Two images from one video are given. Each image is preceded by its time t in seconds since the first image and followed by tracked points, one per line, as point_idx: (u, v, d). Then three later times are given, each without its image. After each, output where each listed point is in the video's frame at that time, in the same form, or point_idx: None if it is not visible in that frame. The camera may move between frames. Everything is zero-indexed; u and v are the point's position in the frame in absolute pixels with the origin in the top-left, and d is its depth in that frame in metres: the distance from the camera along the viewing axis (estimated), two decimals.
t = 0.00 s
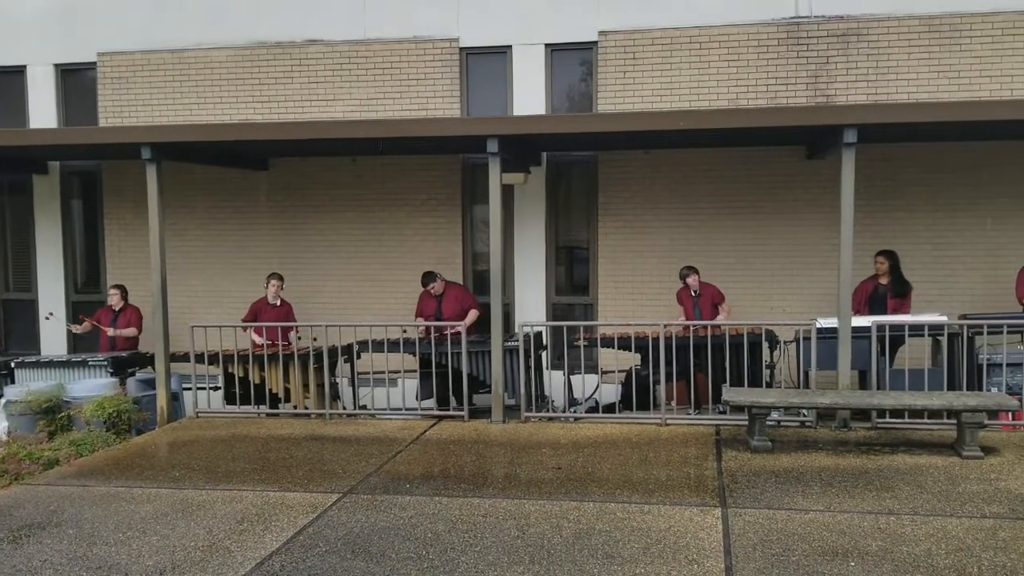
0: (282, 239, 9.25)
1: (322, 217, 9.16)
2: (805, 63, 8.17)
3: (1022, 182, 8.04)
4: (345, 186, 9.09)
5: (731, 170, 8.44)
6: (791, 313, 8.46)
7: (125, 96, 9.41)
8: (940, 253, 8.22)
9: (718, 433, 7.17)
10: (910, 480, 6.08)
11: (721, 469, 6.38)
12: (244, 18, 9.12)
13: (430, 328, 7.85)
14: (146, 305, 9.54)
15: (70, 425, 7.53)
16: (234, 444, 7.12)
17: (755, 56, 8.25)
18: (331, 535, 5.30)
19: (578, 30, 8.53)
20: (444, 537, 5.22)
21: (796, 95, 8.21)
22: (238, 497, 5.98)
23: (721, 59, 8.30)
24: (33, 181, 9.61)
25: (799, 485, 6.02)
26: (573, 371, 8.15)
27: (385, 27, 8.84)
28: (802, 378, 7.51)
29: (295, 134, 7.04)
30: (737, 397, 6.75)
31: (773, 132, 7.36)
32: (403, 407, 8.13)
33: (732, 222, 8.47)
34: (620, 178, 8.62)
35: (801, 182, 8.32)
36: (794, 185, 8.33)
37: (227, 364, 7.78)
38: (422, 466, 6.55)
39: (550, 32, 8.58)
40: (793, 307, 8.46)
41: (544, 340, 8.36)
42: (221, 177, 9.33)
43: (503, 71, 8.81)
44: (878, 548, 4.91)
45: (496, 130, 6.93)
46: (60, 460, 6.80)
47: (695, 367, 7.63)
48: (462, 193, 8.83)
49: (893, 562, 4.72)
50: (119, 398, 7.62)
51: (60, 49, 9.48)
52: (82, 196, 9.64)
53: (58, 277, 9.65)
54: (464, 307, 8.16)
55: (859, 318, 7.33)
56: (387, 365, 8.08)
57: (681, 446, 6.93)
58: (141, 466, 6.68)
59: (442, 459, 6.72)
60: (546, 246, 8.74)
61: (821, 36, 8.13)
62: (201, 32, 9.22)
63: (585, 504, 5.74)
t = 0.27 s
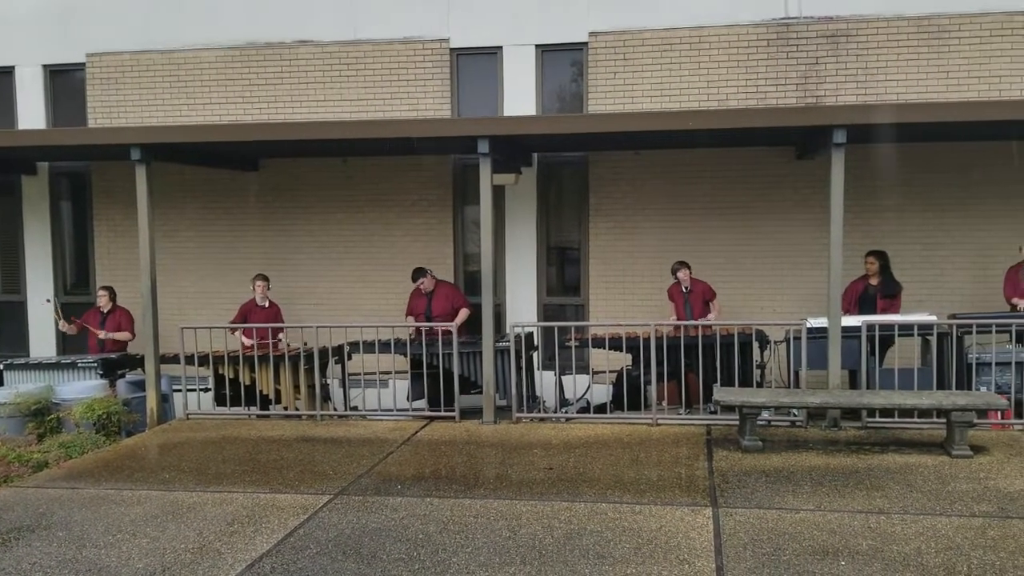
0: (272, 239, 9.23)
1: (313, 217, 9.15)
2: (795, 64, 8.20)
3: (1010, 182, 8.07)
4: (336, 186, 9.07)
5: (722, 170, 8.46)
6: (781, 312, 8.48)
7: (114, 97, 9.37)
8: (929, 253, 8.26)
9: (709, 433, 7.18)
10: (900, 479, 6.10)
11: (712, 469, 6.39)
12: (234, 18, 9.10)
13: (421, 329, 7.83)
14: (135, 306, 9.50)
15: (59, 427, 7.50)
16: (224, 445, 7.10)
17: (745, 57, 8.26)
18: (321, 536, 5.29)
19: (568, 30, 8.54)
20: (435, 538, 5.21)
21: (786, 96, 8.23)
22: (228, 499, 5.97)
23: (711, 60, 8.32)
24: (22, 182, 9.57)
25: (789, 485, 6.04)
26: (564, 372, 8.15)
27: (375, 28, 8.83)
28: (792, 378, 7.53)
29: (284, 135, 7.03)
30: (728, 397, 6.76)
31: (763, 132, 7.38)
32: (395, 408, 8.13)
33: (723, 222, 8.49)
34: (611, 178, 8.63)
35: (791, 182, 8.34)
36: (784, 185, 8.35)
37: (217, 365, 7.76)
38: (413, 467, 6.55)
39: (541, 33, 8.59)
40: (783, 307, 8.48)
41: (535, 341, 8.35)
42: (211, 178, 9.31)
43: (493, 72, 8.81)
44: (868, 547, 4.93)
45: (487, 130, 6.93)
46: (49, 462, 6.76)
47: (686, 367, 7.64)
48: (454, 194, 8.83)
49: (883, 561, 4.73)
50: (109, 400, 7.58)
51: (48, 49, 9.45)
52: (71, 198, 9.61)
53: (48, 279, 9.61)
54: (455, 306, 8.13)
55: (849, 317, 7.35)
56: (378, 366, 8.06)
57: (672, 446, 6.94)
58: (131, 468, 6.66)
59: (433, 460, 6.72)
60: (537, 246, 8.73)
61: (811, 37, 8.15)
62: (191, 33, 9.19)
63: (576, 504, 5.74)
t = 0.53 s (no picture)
0: (253, 240, 9.18)
1: (293, 218, 9.11)
2: (774, 64, 8.24)
3: (987, 182, 8.15)
4: (316, 187, 9.04)
5: (703, 170, 8.49)
6: (761, 312, 8.52)
7: (91, 97, 9.29)
8: (907, 253, 8.33)
9: (690, 432, 7.21)
10: (879, 478, 6.15)
11: (693, 468, 6.42)
12: (212, 18, 9.04)
13: (402, 329, 7.81)
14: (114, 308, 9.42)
15: (36, 429, 7.42)
16: (204, 448, 7.06)
17: (724, 58, 8.31)
18: (302, 539, 5.27)
19: (549, 30, 8.55)
20: (417, 540, 5.20)
21: (765, 96, 8.27)
22: (208, 502, 5.93)
23: (692, 61, 8.35)
24: None
25: (769, 483, 6.07)
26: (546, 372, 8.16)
27: (355, 27, 8.81)
28: (772, 377, 7.57)
29: (264, 135, 6.99)
30: (708, 396, 6.79)
31: (743, 133, 7.42)
32: (376, 409, 8.11)
33: (703, 222, 8.52)
34: (592, 179, 8.65)
35: (771, 183, 8.39)
36: (764, 185, 8.40)
37: (196, 367, 7.71)
38: (395, 468, 6.53)
39: (521, 33, 8.59)
40: (763, 306, 8.52)
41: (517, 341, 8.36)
42: (190, 178, 9.25)
43: (474, 72, 8.81)
44: (847, 545, 4.96)
45: (467, 130, 6.93)
46: (26, 466, 6.69)
47: (667, 366, 7.66)
48: (435, 194, 8.81)
49: (862, 559, 4.76)
50: (86, 403, 7.51)
51: (24, 49, 9.37)
52: (48, 198, 9.52)
53: (25, 280, 9.52)
54: (438, 305, 8.09)
55: (828, 317, 7.39)
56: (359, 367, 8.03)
57: (653, 445, 6.96)
58: (109, 471, 6.61)
59: (415, 461, 6.70)
60: (519, 246, 8.73)
61: (790, 38, 8.20)
62: (169, 32, 9.13)
63: (557, 504, 5.75)
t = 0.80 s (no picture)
0: (233, 241, 9.14)
1: (275, 219, 9.07)
2: (755, 66, 8.29)
3: (965, 183, 8.22)
4: (297, 188, 9.01)
5: (684, 171, 8.52)
6: (742, 313, 8.56)
7: (70, 97, 9.22)
8: (886, 253, 8.39)
9: (672, 433, 7.23)
10: (858, 477, 6.19)
11: (675, 468, 6.44)
12: (192, 17, 8.99)
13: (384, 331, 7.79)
14: (93, 309, 9.35)
15: (13, 432, 7.38)
16: (184, 450, 7.02)
17: (705, 59, 8.34)
18: (283, 541, 5.24)
19: (530, 31, 8.56)
20: (399, 541, 5.19)
21: (746, 98, 8.32)
22: (188, 504, 5.89)
23: (673, 62, 8.38)
24: None
25: (749, 483, 6.10)
26: (528, 373, 8.16)
27: (336, 28, 8.78)
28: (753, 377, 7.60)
29: (244, 135, 6.96)
30: (690, 396, 6.81)
31: (724, 134, 7.45)
32: (357, 410, 8.08)
33: (685, 223, 8.55)
34: (573, 180, 8.66)
35: (751, 184, 8.43)
36: (745, 186, 8.44)
37: (176, 369, 7.66)
38: (376, 470, 6.52)
39: (504, 34, 8.59)
40: (744, 307, 8.56)
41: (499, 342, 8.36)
42: (170, 179, 9.19)
43: (456, 72, 8.80)
44: (828, 544, 4.99)
45: (448, 131, 6.92)
46: (3, 468, 6.64)
47: (649, 367, 7.69)
48: (417, 195, 8.80)
49: (842, 558, 4.79)
50: (65, 405, 7.46)
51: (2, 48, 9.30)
52: (27, 199, 9.44)
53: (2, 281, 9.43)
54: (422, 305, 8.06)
55: (808, 317, 7.43)
56: (341, 368, 8.01)
57: (635, 446, 6.97)
58: (88, 474, 6.55)
59: (396, 462, 6.68)
60: (501, 247, 8.73)
61: (771, 40, 8.25)
62: (148, 32, 9.07)
63: (540, 505, 5.75)
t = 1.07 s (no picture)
0: (217, 242, 9.09)
1: (258, 220, 9.03)
2: (738, 68, 8.32)
3: (946, 185, 8.29)
4: (281, 189, 8.97)
5: (668, 173, 8.55)
6: (726, 313, 8.59)
7: (51, 97, 9.16)
8: (868, 254, 8.45)
9: (656, 433, 7.25)
10: (841, 476, 6.22)
11: (659, 468, 6.46)
12: (175, 17, 8.95)
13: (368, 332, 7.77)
14: (74, 311, 9.28)
15: None
16: (166, 452, 6.98)
17: (689, 61, 8.37)
18: (266, 544, 5.22)
19: (515, 33, 8.56)
20: (383, 543, 5.18)
21: (729, 99, 8.35)
22: (170, 507, 5.86)
23: (657, 64, 8.41)
24: None
25: (733, 483, 6.12)
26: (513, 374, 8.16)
27: (320, 28, 8.75)
28: (736, 378, 7.64)
29: (226, 136, 6.92)
30: (674, 397, 6.83)
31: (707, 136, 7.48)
32: (341, 412, 8.06)
33: (669, 224, 8.58)
34: (558, 181, 8.67)
35: (735, 185, 8.46)
36: (728, 187, 8.47)
37: (158, 371, 7.61)
38: (361, 472, 6.50)
39: (488, 35, 8.59)
40: (728, 308, 8.60)
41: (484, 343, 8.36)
42: (153, 180, 9.14)
43: (440, 73, 8.79)
44: (810, 544, 5.01)
45: (432, 132, 6.91)
46: None
47: (633, 368, 7.71)
48: (401, 196, 8.79)
49: (825, 557, 4.82)
50: (46, 407, 7.40)
51: None
52: (7, 199, 9.37)
53: None
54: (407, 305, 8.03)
55: (791, 317, 7.47)
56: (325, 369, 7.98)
57: (619, 446, 6.99)
58: (69, 477, 6.50)
59: (381, 464, 6.67)
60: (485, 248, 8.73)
61: (754, 42, 8.28)
62: (130, 32, 9.02)
63: (524, 506, 5.75)
